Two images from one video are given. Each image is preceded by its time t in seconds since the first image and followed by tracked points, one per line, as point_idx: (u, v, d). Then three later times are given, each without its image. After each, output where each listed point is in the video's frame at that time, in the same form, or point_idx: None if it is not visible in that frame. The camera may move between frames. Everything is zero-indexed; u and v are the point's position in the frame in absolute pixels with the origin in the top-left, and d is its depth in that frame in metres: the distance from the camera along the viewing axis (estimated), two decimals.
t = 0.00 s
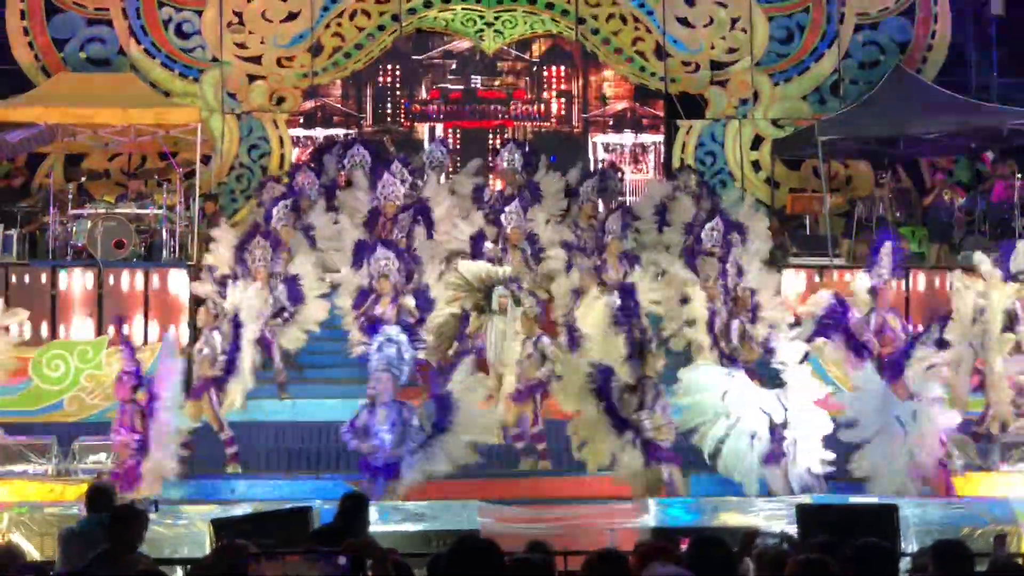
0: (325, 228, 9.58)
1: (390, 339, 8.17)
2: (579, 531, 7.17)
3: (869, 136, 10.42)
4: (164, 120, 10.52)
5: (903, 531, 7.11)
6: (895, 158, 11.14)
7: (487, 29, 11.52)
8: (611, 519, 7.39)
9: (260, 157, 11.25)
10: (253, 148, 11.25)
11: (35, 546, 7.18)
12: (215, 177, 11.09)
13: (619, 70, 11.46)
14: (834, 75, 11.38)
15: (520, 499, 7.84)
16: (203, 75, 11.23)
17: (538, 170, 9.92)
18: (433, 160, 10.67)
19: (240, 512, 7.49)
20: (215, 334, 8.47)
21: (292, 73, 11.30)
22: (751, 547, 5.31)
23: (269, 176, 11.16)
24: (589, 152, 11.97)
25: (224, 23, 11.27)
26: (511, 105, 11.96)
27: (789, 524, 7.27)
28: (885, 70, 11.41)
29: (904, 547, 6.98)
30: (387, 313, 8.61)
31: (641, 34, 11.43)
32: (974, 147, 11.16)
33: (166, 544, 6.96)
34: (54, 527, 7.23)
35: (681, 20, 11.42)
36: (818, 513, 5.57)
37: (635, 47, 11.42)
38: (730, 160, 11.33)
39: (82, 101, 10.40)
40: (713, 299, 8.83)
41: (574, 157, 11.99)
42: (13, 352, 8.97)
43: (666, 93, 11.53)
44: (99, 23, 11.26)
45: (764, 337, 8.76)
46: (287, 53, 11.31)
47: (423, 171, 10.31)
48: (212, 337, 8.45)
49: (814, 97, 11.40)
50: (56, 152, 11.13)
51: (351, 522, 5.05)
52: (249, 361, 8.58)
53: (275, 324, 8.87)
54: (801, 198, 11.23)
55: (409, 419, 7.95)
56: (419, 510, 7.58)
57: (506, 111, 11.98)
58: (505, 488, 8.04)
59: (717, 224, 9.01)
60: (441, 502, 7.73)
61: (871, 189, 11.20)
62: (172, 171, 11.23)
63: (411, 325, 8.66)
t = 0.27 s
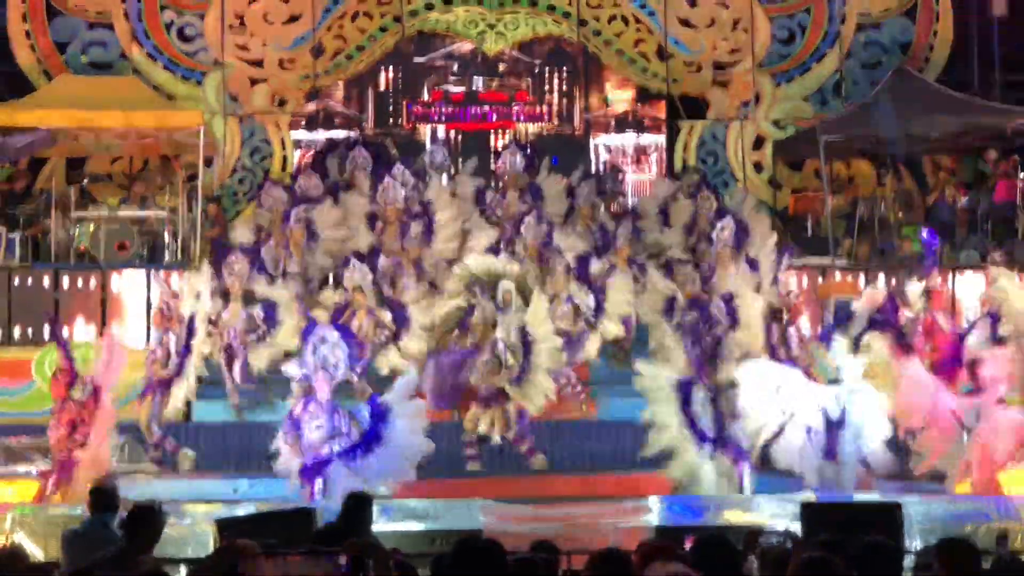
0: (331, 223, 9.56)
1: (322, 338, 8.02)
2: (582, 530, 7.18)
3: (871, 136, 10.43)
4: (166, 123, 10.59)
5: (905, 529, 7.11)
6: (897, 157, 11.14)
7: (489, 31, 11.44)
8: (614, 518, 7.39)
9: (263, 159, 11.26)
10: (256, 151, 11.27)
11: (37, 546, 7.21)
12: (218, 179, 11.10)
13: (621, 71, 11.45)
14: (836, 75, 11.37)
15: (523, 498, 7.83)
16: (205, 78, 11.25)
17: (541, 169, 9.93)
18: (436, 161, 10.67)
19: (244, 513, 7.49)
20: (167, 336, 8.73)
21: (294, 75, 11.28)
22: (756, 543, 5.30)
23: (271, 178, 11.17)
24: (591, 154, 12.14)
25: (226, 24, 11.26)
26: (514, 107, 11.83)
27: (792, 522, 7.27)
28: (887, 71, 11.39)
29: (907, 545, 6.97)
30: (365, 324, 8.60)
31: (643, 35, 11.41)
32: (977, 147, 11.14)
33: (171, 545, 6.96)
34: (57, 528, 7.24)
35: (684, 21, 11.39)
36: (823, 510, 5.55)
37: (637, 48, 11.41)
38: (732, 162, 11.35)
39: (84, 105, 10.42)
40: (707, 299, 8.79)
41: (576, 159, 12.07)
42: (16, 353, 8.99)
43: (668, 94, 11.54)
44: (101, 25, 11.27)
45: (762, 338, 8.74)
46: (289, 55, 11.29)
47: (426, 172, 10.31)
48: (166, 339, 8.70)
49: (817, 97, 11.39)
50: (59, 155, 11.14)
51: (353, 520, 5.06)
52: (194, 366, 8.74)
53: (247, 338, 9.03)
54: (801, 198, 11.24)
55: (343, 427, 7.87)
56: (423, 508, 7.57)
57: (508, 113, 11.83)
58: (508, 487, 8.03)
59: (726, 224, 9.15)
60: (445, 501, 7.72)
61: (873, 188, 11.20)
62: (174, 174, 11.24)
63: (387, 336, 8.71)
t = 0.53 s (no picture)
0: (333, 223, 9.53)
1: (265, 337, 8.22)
2: (584, 531, 7.17)
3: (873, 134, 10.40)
4: (167, 122, 10.62)
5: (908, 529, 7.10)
6: (899, 155, 11.12)
7: (491, 29, 11.55)
8: (616, 518, 7.37)
9: (265, 158, 11.26)
10: (258, 150, 11.26)
11: (40, 547, 7.22)
12: (220, 178, 11.08)
13: (622, 69, 11.45)
14: (837, 73, 11.37)
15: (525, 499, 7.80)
16: (207, 77, 11.25)
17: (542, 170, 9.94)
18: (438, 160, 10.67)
19: (246, 514, 7.50)
20: (131, 341, 8.41)
21: (295, 74, 11.31)
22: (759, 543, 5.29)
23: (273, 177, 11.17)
24: (592, 153, 12.00)
25: (228, 24, 11.28)
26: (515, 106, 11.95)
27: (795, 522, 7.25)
28: (889, 68, 11.38)
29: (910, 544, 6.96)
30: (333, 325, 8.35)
31: (645, 34, 11.41)
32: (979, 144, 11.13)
33: (175, 547, 6.95)
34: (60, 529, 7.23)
35: (684, 19, 11.42)
36: (826, 512, 5.55)
37: (639, 46, 11.41)
38: (734, 159, 11.33)
39: (85, 104, 10.41)
40: (681, 299, 8.93)
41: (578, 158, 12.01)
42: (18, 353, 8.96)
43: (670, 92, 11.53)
44: (102, 25, 11.27)
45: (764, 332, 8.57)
46: (291, 54, 11.31)
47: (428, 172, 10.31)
48: (127, 344, 8.39)
49: (819, 95, 11.39)
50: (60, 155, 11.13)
51: (355, 523, 5.05)
52: (164, 371, 8.47)
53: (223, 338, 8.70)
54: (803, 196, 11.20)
55: (288, 425, 7.98)
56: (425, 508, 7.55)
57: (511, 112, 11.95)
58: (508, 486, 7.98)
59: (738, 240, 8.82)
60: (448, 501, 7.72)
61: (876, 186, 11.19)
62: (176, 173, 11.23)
63: (358, 336, 8.35)
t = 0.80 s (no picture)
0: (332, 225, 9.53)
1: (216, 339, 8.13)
2: (584, 533, 7.15)
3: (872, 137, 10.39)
4: (167, 123, 10.54)
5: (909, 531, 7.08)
6: (899, 159, 11.10)
7: (490, 32, 11.55)
8: (617, 520, 7.35)
9: (265, 161, 11.26)
10: (257, 152, 11.27)
11: (39, 548, 7.19)
12: (220, 181, 11.09)
13: (622, 72, 11.44)
14: (837, 76, 11.37)
15: (525, 501, 7.75)
16: (207, 80, 11.25)
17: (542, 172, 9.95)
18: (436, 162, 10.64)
19: (246, 516, 7.48)
20: (90, 340, 8.27)
21: (295, 76, 11.29)
22: (758, 545, 5.27)
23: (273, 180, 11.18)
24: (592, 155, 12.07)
25: (228, 27, 11.27)
26: (514, 107, 11.91)
27: (796, 524, 7.22)
28: (890, 71, 11.38)
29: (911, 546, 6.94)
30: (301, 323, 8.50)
31: (644, 36, 11.41)
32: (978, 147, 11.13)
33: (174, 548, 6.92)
34: (60, 532, 7.22)
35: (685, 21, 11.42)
36: (825, 514, 5.56)
37: (638, 48, 11.40)
38: (735, 161, 11.34)
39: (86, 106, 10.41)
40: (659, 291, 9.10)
41: (579, 159, 12.01)
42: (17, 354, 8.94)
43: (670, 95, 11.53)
44: (102, 27, 11.27)
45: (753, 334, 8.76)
46: (290, 57, 11.30)
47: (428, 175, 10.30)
48: (86, 344, 8.26)
49: (818, 98, 11.38)
50: (61, 157, 11.13)
51: (355, 524, 4.99)
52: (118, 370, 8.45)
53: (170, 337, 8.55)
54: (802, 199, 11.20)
55: (236, 425, 7.91)
56: (424, 510, 7.52)
57: (511, 114, 11.92)
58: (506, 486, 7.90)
59: (749, 250, 9.03)
60: (448, 503, 7.72)
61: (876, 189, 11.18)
62: (176, 175, 11.23)
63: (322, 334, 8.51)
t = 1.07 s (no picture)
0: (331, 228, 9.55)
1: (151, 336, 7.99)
2: (583, 535, 7.16)
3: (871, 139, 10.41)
4: (166, 125, 10.53)
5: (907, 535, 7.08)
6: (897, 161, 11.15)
7: (490, 35, 11.48)
8: (616, 522, 7.36)
9: (264, 162, 11.30)
10: (256, 154, 11.32)
11: (41, 551, 7.24)
12: (218, 182, 11.13)
13: (621, 74, 11.49)
14: (836, 78, 11.38)
15: (524, 502, 7.75)
16: (206, 82, 11.27)
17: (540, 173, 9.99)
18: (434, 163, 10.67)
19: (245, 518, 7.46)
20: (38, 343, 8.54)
21: (295, 79, 11.32)
22: (755, 549, 5.28)
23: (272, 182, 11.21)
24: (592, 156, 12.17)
25: (226, 30, 11.26)
26: (514, 109, 12.01)
27: (794, 527, 7.23)
28: (888, 74, 11.39)
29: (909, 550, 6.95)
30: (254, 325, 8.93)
31: (643, 39, 11.43)
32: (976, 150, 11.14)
33: (173, 551, 6.95)
34: (59, 533, 7.24)
35: (685, 26, 11.41)
36: (824, 516, 5.57)
37: (637, 51, 11.44)
38: (732, 164, 11.38)
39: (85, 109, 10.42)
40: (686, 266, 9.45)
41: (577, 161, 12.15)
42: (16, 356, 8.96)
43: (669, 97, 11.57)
44: (101, 29, 11.29)
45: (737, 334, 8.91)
46: (289, 59, 11.30)
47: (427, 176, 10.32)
48: (34, 345, 8.53)
49: (816, 100, 11.40)
50: (60, 159, 11.18)
51: (351, 526, 4.99)
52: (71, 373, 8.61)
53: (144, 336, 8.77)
54: (798, 201, 11.28)
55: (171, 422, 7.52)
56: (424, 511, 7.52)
57: (509, 115, 12.02)
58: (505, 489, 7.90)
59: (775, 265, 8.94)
60: (447, 504, 7.74)
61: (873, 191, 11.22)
62: (175, 176, 11.27)
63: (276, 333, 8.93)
